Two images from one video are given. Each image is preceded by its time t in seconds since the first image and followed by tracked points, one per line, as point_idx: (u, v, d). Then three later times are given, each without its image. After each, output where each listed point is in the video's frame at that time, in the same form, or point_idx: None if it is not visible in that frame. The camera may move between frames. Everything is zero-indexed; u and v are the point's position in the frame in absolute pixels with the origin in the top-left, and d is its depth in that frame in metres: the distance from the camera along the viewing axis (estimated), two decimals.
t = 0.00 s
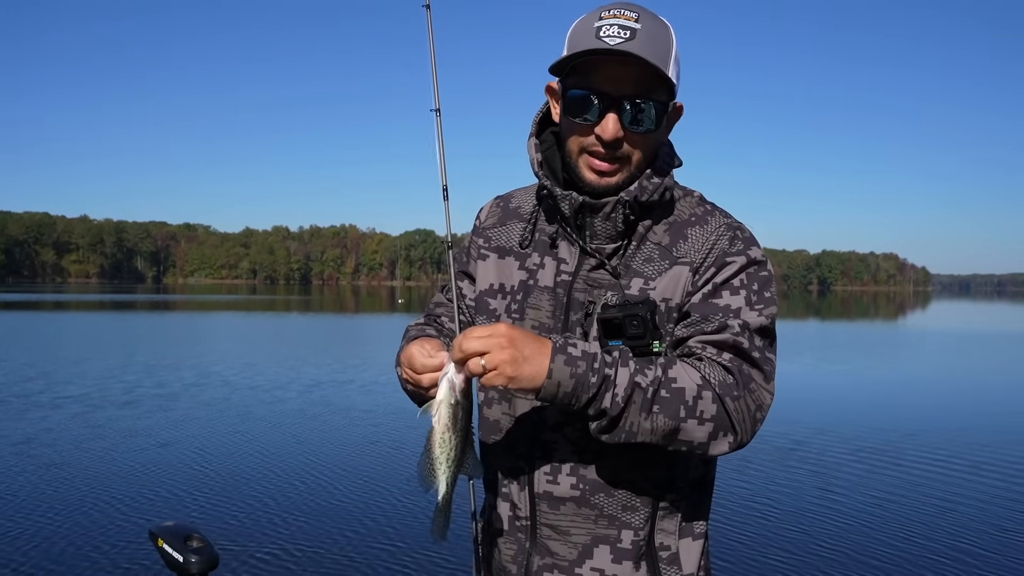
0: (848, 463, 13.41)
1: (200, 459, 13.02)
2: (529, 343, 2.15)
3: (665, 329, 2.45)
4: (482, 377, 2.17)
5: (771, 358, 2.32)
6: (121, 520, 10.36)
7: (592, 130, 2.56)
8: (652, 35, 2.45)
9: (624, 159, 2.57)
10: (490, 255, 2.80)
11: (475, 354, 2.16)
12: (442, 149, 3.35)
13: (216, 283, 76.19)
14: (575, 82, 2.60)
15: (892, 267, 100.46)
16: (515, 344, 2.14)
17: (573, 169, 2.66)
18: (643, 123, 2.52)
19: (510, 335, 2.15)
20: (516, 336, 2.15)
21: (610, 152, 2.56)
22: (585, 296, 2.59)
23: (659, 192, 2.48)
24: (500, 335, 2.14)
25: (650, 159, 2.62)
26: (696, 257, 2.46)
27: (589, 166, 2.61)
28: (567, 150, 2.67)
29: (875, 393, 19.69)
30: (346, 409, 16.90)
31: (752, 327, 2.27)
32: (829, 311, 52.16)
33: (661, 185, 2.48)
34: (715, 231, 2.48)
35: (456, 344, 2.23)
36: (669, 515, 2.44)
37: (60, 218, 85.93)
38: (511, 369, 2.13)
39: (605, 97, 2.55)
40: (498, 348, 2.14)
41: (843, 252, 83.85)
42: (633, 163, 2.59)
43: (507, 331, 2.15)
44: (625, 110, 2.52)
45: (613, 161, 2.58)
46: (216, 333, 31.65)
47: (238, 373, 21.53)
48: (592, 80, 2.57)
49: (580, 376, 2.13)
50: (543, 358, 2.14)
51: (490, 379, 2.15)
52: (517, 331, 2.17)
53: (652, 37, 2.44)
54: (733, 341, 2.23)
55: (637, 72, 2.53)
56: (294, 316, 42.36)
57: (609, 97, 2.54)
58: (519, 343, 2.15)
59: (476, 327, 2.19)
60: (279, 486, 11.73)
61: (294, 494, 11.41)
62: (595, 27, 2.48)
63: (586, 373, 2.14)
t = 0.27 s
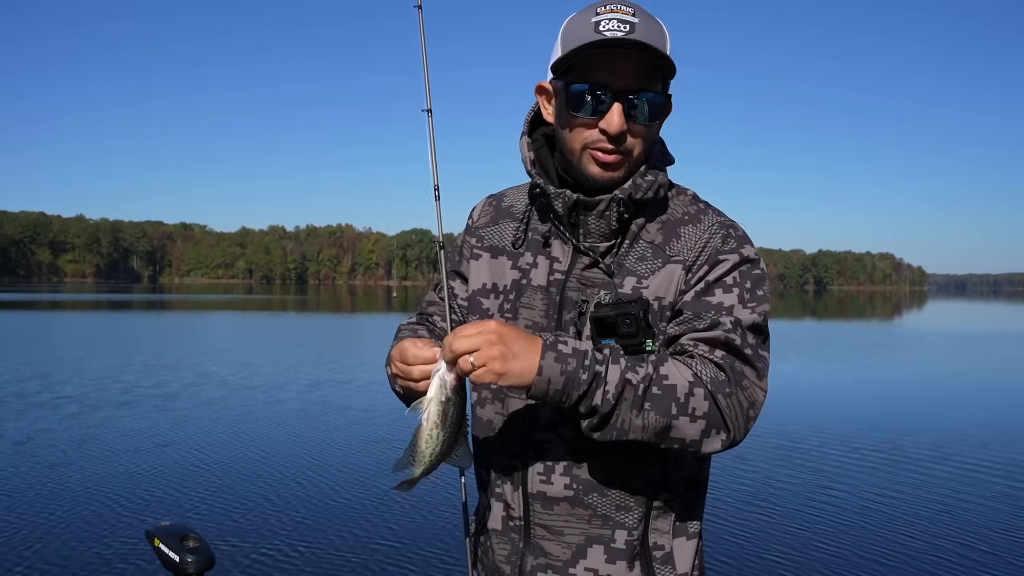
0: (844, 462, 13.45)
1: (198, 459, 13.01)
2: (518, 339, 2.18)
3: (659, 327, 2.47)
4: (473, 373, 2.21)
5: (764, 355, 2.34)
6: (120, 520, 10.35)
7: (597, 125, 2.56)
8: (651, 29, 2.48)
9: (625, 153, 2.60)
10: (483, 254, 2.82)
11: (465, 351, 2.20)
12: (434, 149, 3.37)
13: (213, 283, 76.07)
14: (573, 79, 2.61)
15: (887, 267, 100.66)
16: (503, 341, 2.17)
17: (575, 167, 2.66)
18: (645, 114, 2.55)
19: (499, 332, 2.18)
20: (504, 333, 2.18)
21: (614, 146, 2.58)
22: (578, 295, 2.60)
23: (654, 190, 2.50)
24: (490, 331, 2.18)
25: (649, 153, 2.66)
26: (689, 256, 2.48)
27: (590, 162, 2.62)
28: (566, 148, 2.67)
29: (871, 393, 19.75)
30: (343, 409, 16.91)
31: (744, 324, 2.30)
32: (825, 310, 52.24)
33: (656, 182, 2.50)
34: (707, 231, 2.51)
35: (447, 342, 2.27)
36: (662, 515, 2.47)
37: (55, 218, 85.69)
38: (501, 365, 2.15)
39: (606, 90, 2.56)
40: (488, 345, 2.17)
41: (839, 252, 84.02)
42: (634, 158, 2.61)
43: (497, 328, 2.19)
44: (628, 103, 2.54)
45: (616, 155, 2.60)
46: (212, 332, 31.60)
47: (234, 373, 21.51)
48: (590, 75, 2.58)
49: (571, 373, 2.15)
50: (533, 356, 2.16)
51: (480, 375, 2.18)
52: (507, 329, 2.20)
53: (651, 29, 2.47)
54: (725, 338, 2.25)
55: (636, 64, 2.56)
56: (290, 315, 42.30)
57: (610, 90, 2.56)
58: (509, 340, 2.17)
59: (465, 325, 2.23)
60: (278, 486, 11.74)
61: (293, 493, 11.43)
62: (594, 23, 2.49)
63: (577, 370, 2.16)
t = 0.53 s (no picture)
0: (843, 461, 13.46)
1: (198, 460, 12.99)
2: (517, 334, 2.18)
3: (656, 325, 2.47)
4: (471, 369, 2.20)
5: (763, 349, 2.34)
6: (120, 521, 10.33)
7: (603, 128, 2.56)
8: (644, 27, 2.50)
9: (629, 153, 2.60)
10: (479, 255, 2.82)
11: (466, 345, 2.19)
12: (431, 149, 3.36)
13: (210, 283, 75.99)
14: (571, 84, 2.60)
15: (885, 266, 100.77)
16: (503, 334, 2.17)
17: (580, 170, 2.66)
18: (645, 111, 2.56)
19: (500, 325, 2.17)
20: (502, 328, 2.18)
21: (619, 146, 2.58)
22: (575, 295, 2.60)
23: (651, 188, 2.50)
24: (491, 325, 2.17)
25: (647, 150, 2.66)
26: (685, 253, 2.48)
27: (596, 166, 2.62)
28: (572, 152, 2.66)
29: (869, 392, 19.78)
30: (342, 409, 16.90)
31: (742, 318, 2.29)
32: (823, 310, 52.27)
33: (653, 180, 2.50)
34: (702, 228, 2.51)
35: (448, 340, 2.26)
36: (660, 514, 2.46)
37: (52, 218, 85.50)
38: (501, 361, 2.15)
39: (604, 91, 2.56)
40: (489, 337, 2.16)
41: (836, 252, 84.06)
42: (637, 156, 2.62)
43: (498, 321, 2.18)
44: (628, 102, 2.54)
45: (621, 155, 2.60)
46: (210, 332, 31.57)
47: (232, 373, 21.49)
48: (588, 78, 2.58)
49: (569, 369, 2.15)
50: (532, 350, 2.16)
51: (478, 369, 2.18)
52: (507, 323, 2.20)
53: (644, 28, 2.49)
54: (723, 332, 2.25)
55: (630, 62, 2.57)
56: (288, 315, 42.27)
57: (609, 91, 2.56)
58: (508, 334, 2.17)
59: (466, 321, 2.23)
60: (278, 486, 11.73)
61: (293, 493, 11.41)
62: (588, 26, 2.49)
63: (575, 366, 2.16)
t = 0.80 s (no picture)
0: (844, 462, 13.47)
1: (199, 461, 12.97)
2: (526, 333, 2.18)
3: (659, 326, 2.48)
4: (482, 369, 2.21)
5: (768, 345, 2.34)
6: (121, 522, 10.31)
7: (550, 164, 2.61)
8: (584, 72, 2.42)
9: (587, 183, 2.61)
10: (480, 259, 2.81)
11: (476, 347, 2.19)
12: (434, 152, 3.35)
13: (210, 284, 75.91)
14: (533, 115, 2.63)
15: (885, 268, 100.82)
16: (511, 335, 2.17)
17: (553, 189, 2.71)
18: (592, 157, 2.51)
19: (508, 325, 2.18)
20: (512, 327, 2.19)
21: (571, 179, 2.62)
22: (577, 298, 2.61)
23: (642, 196, 2.51)
24: (500, 325, 2.18)
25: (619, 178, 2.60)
26: (687, 254, 2.48)
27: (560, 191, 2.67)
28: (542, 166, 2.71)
29: (870, 393, 19.78)
30: (343, 410, 16.89)
31: (747, 315, 2.30)
32: (823, 311, 52.30)
33: (644, 188, 2.51)
34: (703, 230, 2.51)
35: (458, 340, 2.27)
36: (663, 514, 2.46)
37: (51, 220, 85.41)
38: (510, 360, 2.16)
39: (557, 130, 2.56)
40: (497, 336, 2.17)
41: (836, 253, 84.05)
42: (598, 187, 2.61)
43: (506, 321, 2.19)
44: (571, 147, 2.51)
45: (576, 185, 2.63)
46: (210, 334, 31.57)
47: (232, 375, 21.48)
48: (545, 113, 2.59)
49: (580, 366, 2.15)
50: (543, 350, 2.16)
51: (490, 369, 2.18)
52: (516, 322, 2.20)
53: (584, 73, 2.41)
54: (731, 329, 2.24)
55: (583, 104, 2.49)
56: (287, 317, 42.26)
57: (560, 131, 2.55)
58: (516, 334, 2.18)
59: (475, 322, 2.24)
60: (279, 487, 11.71)
61: (295, 494, 11.40)
62: (534, 67, 2.52)
63: (586, 363, 2.15)
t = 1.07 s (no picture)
0: (845, 462, 13.49)
1: (202, 463, 12.99)
2: (531, 330, 2.20)
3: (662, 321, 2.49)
4: (494, 370, 2.23)
5: (774, 336, 2.35)
6: (125, 524, 10.31)
7: (576, 135, 2.59)
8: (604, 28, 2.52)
9: (614, 152, 2.61)
10: (486, 263, 2.85)
11: (483, 350, 2.22)
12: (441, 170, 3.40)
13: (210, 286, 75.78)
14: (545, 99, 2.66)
15: (885, 269, 100.74)
16: (518, 332, 2.20)
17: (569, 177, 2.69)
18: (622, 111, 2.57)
19: (514, 326, 2.21)
20: (519, 327, 2.21)
21: (599, 149, 2.60)
22: (580, 297, 2.62)
23: (643, 190, 2.51)
24: (506, 324, 2.21)
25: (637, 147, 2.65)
26: (688, 251, 2.49)
27: (583, 172, 2.64)
28: (559, 163, 2.70)
29: (870, 394, 19.79)
30: (344, 412, 16.91)
31: (753, 305, 2.30)
32: (823, 312, 52.27)
33: (645, 182, 2.51)
34: (704, 226, 2.52)
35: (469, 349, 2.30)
36: (668, 508, 2.47)
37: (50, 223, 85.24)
38: (517, 355, 2.17)
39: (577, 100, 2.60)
40: (501, 336, 2.20)
41: (837, 254, 83.95)
42: (622, 156, 2.62)
43: (512, 320, 2.22)
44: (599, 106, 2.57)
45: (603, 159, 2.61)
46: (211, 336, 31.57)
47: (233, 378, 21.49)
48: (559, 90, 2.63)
49: (592, 358, 2.16)
50: (553, 346, 2.17)
51: (501, 369, 2.20)
52: (521, 321, 2.23)
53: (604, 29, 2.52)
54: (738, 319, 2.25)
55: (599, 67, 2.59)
56: (287, 318, 42.20)
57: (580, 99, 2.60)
58: (522, 330, 2.20)
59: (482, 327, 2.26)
60: (282, 488, 11.72)
61: (298, 495, 11.41)
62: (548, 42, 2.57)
63: (597, 355, 2.16)
